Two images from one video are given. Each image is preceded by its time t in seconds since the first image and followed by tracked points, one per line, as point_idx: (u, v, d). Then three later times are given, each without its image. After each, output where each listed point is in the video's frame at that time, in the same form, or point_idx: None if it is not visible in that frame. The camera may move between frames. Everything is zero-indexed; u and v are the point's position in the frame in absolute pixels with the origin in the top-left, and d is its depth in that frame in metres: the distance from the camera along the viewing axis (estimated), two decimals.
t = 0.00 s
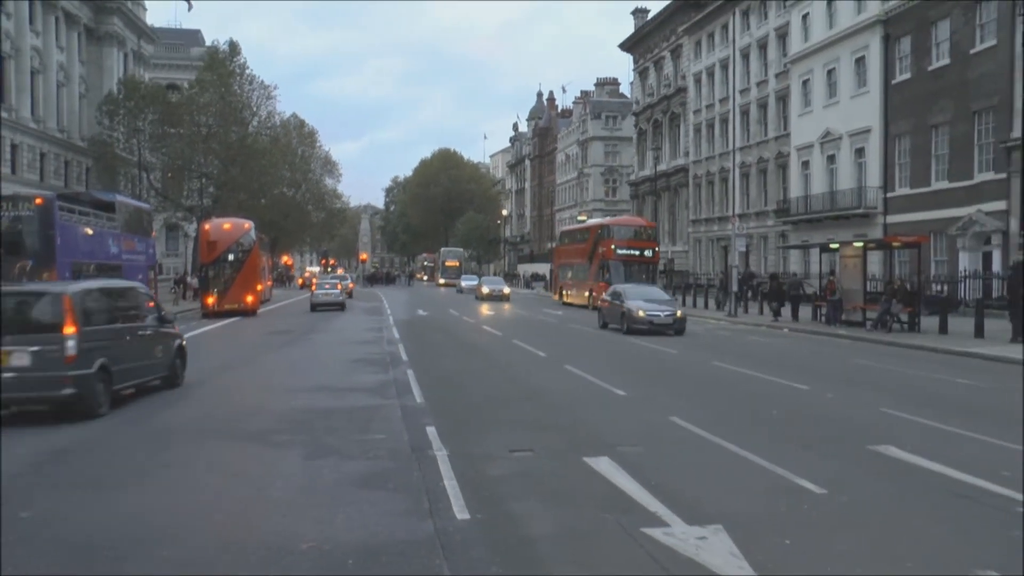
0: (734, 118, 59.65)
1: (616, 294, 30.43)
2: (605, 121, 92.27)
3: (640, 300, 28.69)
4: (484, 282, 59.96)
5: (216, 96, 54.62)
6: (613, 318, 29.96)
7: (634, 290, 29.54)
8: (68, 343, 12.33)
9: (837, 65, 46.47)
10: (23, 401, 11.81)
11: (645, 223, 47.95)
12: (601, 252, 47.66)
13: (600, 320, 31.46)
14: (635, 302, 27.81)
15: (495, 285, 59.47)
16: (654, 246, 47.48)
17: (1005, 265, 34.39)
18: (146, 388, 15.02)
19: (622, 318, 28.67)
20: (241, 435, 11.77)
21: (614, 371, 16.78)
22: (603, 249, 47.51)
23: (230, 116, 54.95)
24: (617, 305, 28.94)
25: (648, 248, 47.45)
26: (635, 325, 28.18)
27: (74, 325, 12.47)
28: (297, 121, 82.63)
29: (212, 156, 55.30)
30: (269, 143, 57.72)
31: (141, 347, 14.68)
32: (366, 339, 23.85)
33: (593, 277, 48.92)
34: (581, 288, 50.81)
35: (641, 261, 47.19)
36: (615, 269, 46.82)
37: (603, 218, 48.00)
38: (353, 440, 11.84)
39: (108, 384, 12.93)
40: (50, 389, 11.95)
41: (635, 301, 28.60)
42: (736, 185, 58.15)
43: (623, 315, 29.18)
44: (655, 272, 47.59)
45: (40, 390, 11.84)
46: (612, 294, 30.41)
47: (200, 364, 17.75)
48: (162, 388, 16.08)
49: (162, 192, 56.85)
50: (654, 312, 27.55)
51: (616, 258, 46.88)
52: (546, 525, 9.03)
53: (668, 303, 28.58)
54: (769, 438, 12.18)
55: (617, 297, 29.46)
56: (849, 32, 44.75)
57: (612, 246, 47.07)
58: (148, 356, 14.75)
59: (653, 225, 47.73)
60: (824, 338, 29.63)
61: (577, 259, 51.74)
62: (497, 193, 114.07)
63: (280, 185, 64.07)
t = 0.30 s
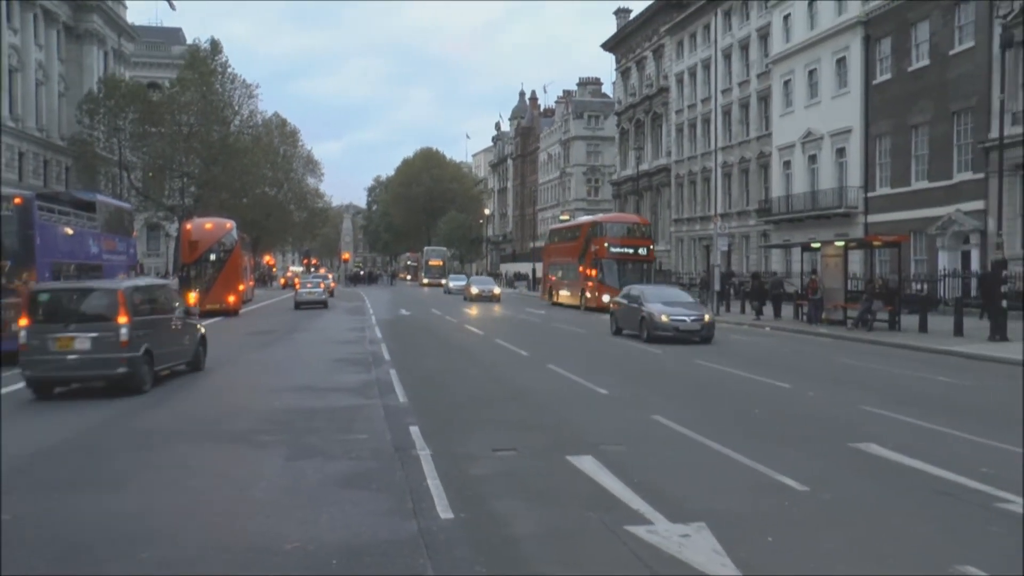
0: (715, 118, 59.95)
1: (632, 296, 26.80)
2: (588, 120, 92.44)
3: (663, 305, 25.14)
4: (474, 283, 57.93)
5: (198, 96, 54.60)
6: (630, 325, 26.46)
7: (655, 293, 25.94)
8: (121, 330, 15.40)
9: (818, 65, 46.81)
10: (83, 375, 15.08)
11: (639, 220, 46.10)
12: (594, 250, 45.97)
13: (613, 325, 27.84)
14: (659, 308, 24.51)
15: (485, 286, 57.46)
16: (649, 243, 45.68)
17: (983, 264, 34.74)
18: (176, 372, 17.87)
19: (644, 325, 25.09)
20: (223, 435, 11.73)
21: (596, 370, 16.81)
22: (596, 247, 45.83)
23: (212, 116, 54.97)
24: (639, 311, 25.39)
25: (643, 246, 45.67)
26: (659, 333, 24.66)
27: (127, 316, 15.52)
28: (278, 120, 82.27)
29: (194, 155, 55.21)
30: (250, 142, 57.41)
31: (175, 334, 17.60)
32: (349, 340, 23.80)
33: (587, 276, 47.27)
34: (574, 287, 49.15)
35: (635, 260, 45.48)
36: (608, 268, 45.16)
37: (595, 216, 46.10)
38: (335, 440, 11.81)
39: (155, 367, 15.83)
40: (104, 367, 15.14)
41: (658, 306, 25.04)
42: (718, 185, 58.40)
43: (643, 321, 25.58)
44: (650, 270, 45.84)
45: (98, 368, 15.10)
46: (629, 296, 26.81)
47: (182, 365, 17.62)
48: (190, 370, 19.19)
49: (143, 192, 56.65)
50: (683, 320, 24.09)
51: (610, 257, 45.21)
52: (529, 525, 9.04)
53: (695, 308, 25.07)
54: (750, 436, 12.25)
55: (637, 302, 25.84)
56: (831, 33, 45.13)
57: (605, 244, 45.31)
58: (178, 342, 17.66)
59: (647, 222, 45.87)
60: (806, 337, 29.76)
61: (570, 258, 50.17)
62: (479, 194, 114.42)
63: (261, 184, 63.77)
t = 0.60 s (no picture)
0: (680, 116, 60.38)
1: (648, 297, 23.09)
2: (553, 118, 92.67)
3: (689, 310, 21.50)
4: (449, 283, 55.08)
5: (162, 92, 53.66)
6: (649, 331, 22.74)
7: (677, 294, 22.19)
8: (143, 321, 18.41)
9: (782, 65, 47.40)
10: (107, 357, 18.03)
11: (617, 215, 44.38)
12: (570, 247, 44.24)
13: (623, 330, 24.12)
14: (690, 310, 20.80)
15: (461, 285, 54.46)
16: (628, 239, 44.10)
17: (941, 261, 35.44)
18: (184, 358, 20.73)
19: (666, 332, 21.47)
20: (189, 435, 11.61)
21: (563, 368, 16.84)
22: (573, 244, 44.06)
23: (176, 113, 54.17)
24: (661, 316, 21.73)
25: (622, 242, 44.11)
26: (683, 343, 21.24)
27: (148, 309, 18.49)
28: (243, 117, 81.54)
29: (156, 152, 54.28)
30: (215, 140, 56.86)
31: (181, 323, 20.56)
32: (316, 338, 23.62)
33: (563, 273, 45.58)
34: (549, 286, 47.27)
35: (614, 257, 43.93)
36: (586, 266, 43.50)
37: (572, 210, 44.25)
38: (301, 440, 11.72)
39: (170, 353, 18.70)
40: (127, 350, 18.14)
41: (682, 312, 21.38)
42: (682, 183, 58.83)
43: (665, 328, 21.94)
44: (629, 267, 44.41)
45: (121, 351, 18.04)
46: (645, 298, 23.14)
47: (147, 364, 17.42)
48: (191, 356, 21.91)
49: (105, 189, 55.30)
50: (715, 329, 20.55)
51: (588, 254, 43.57)
52: (497, 523, 9.04)
53: (725, 311, 21.47)
54: (716, 432, 12.36)
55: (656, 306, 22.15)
56: (795, 32, 45.76)
57: (583, 241, 43.59)
58: (185, 331, 20.63)
59: (625, 217, 44.20)
60: (771, 334, 30.08)
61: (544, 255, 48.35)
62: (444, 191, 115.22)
63: (226, 182, 63.10)
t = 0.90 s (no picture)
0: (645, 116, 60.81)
1: (681, 302, 19.83)
2: (519, 117, 92.95)
3: (734, 318, 18.20)
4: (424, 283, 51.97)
5: (124, 91, 53.46)
6: (682, 342, 19.44)
7: (718, 300, 18.96)
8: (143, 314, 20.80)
9: (747, 65, 48.04)
10: (111, 347, 20.35)
11: (597, 212, 43.04)
12: (548, 246, 42.92)
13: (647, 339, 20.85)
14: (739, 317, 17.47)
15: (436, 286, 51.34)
16: (607, 238, 42.83)
17: (903, 259, 36.02)
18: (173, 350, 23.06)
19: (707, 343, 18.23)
20: (156, 438, 11.47)
21: (529, 367, 16.86)
22: (551, 242, 42.76)
23: (138, 113, 53.84)
24: (700, 325, 18.50)
25: (601, 240, 42.80)
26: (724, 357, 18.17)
27: (148, 304, 20.86)
28: (207, 116, 80.81)
29: (119, 152, 53.26)
30: (178, 139, 56.30)
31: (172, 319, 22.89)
32: (283, 339, 23.41)
33: (540, 272, 44.25)
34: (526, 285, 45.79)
35: (593, 255, 42.65)
36: (564, 265, 42.21)
37: (550, 208, 42.93)
38: (267, 442, 11.60)
39: (167, 343, 21.13)
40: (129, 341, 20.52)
41: (727, 320, 18.09)
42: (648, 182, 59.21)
43: (702, 337, 18.74)
44: (609, 266, 43.19)
45: (124, 342, 20.37)
46: (677, 304, 19.88)
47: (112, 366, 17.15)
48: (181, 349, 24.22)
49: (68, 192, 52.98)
50: (768, 342, 17.28)
51: (566, 253, 42.28)
52: (467, 522, 9.04)
53: (777, 320, 18.17)
54: (683, 430, 12.43)
55: (696, 313, 18.84)
56: (758, 33, 46.46)
57: (561, 239, 42.30)
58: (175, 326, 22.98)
59: (604, 214, 42.89)
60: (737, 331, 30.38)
61: (520, 254, 46.95)
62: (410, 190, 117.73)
63: (190, 182, 62.34)
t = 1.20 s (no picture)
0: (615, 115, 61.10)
1: (758, 310, 16.26)
2: (489, 118, 92.99)
3: (837, 330, 14.50)
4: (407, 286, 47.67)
5: (91, 92, 52.43)
6: (761, 359, 15.80)
7: (805, 306, 15.34)
8: (142, 311, 23.12)
9: (716, 65, 48.46)
10: (115, 339, 22.67)
11: (581, 209, 41.95)
12: (533, 245, 41.80)
13: (710, 355, 17.27)
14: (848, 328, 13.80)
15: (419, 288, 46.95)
16: (593, 236, 41.86)
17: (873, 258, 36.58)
18: (166, 344, 25.32)
19: (800, 362, 14.72)
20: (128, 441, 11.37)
21: (503, 368, 16.88)
22: (534, 241, 41.70)
23: (104, 114, 52.86)
24: (793, 339, 14.81)
25: (587, 239, 41.80)
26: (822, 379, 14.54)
27: (147, 301, 23.26)
28: (176, 117, 80.27)
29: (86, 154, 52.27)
30: (147, 141, 55.69)
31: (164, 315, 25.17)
32: (256, 341, 23.29)
33: (522, 272, 43.15)
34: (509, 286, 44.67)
35: (578, 254, 41.63)
36: (549, 265, 41.20)
37: (532, 205, 41.84)
38: (241, 445, 11.51)
39: (164, 336, 23.48)
40: (132, 334, 22.81)
41: (829, 333, 14.39)
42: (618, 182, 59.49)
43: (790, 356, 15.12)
44: (595, 265, 42.21)
45: (126, 334, 22.70)
46: (753, 313, 16.28)
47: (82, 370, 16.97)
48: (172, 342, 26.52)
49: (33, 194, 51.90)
50: (887, 362, 13.53)
51: (551, 252, 41.22)
52: (442, 523, 9.04)
53: (892, 332, 14.40)
54: (658, 428, 12.51)
55: (782, 324, 15.22)
56: (727, 34, 46.88)
57: (545, 238, 41.20)
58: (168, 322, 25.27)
59: (588, 211, 41.86)
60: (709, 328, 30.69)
61: (502, 254, 45.81)
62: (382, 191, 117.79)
63: (159, 184, 61.77)
